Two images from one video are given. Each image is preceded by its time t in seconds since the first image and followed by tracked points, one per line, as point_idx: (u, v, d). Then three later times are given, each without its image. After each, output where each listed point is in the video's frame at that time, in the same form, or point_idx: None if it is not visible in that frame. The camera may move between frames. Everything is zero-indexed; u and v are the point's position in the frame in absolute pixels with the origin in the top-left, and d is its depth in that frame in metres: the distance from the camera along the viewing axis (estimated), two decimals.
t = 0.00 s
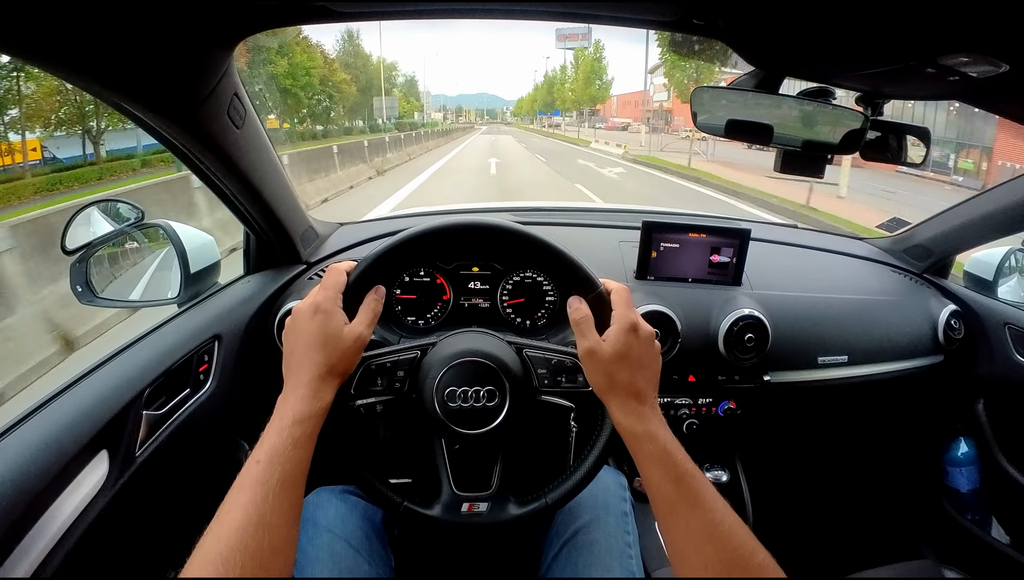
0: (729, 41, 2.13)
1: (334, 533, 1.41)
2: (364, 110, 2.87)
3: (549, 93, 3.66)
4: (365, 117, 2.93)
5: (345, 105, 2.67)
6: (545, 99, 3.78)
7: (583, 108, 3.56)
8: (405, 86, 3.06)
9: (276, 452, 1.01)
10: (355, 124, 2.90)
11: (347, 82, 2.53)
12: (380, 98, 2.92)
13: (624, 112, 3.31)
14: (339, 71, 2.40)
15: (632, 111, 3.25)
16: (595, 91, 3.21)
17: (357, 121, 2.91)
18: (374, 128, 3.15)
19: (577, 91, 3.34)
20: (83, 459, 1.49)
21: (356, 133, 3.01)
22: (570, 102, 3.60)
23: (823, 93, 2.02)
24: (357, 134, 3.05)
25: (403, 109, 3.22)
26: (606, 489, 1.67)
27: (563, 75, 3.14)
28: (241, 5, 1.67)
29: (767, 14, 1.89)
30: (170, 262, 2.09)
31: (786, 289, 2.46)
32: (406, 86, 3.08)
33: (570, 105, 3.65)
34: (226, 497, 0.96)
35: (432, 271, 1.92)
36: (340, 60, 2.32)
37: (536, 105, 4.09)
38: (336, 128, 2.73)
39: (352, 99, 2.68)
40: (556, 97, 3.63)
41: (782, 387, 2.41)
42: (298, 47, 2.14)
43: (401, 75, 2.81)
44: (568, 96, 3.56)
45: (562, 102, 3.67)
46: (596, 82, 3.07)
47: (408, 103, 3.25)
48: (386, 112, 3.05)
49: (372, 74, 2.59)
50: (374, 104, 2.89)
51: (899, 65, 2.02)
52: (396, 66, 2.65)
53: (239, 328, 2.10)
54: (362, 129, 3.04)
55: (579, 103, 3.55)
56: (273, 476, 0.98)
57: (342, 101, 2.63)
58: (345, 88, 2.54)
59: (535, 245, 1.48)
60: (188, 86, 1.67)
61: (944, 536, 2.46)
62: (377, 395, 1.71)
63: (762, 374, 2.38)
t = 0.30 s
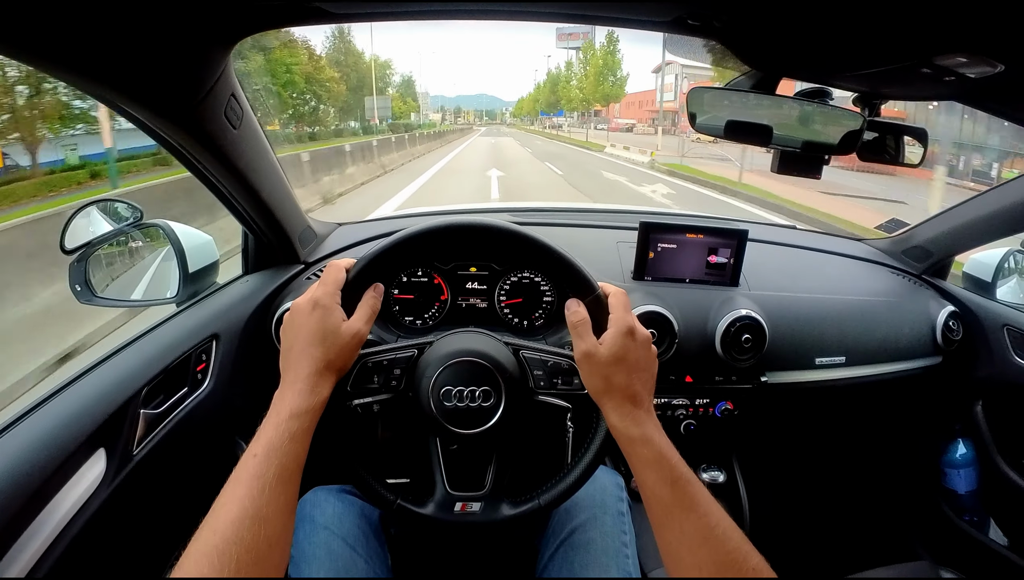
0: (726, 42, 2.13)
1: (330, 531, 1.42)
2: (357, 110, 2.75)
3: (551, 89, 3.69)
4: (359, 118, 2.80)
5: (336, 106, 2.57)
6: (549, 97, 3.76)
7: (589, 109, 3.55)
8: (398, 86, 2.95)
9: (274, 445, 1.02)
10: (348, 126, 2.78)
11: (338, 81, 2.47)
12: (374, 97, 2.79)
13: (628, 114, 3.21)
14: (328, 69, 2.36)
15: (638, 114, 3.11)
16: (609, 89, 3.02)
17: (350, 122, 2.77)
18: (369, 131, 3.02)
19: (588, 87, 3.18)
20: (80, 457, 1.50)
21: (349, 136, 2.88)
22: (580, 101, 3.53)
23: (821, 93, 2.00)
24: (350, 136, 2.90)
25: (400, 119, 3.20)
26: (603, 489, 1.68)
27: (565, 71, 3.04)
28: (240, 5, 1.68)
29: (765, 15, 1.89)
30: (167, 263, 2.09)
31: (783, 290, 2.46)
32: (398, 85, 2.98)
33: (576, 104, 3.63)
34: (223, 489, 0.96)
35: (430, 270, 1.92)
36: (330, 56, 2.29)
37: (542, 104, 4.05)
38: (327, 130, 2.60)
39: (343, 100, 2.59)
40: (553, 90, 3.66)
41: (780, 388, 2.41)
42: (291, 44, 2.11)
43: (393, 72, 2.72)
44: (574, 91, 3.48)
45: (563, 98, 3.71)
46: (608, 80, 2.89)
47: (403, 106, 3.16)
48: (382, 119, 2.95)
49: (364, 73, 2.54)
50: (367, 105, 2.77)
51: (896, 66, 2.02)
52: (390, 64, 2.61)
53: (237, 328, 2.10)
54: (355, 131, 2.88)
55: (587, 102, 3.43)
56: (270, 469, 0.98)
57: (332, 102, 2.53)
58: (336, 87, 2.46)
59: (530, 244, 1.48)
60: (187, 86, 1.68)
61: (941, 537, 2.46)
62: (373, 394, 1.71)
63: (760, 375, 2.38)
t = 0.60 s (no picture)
0: (725, 41, 2.13)
1: (331, 532, 1.42)
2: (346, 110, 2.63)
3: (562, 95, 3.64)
4: (351, 119, 2.69)
5: (324, 105, 2.46)
6: (549, 95, 3.75)
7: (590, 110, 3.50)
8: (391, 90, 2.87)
9: (274, 447, 1.02)
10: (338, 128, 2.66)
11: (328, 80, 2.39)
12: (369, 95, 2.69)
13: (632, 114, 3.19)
14: (316, 69, 2.28)
15: (643, 113, 3.09)
16: (635, 88, 2.83)
17: (341, 123, 2.67)
18: (360, 132, 2.91)
19: (602, 86, 2.98)
20: (83, 457, 1.50)
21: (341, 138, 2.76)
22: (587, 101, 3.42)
23: (820, 94, 2.02)
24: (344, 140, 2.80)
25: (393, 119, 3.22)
26: (603, 489, 1.68)
27: (574, 70, 2.97)
28: (240, 8, 1.68)
29: (764, 15, 1.89)
30: (169, 265, 2.10)
31: (784, 289, 2.46)
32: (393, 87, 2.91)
33: (578, 104, 3.55)
34: (225, 490, 0.96)
35: (431, 272, 1.92)
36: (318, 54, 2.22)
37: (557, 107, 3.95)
38: (315, 131, 2.48)
39: (332, 99, 2.49)
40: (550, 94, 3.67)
41: (781, 387, 2.41)
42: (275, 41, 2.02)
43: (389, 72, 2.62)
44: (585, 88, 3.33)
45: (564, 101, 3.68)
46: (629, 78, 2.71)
47: (394, 106, 3.10)
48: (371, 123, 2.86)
49: (357, 71, 2.44)
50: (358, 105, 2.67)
51: (895, 65, 2.02)
52: (384, 63, 2.51)
53: (238, 329, 2.11)
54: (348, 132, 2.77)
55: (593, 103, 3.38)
56: (270, 469, 0.99)
57: (323, 102, 2.45)
58: (322, 86, 2.36)
59: (530, 245, 1.48)
60: (187, 88, 1.68)
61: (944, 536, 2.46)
62: (375, 395, 1.71)
63: (761, 375, 2.38)
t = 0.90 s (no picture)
0: (730, 42, 2.12)
1: (337, 535, 1.42)
2: (332, 109, 2.57)
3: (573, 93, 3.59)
4: (339, 118, 2.66)
5: (312, 105, 2.41)
6: (548, 96, 3.75)
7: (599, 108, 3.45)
8: (381, 90, 2.83)
9: (279, 453, 1.02)
10: (325, 129, 2.60)
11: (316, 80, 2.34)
12: (359, 92, 2.64)
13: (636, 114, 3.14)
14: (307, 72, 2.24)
15: (650, 114, 3.03)
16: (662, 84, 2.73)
17: (328, 122, 2.61)
18: (350, 132, 2.87)
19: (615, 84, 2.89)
20: (89, 460, 1.50)
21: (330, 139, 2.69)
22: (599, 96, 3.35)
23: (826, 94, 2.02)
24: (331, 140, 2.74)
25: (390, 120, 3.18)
26: (609, 491, 1.68)
27: (585, 66, 2.85)
28: (244, 8, 1.68)
29: (770, 16, 1.89)
30: (175, 267, 2.12)
31: (788, 290, 2.46)
32: (386, 85, 2.87)
33: (586, 102, 3.59)
34: (231, 497, 0.96)
35: (436, 274, 1.92)
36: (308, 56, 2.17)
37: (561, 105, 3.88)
38: (304, 132, 2.42)
39: (318, 99, 2.43)
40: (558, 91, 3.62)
41: (786, 388, 2.41)
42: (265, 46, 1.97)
43: (381, 70, 2.58)
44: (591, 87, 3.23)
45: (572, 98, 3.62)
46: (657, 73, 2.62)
47: (387, 106, 3.03)
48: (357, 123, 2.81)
49: (346, 70, 2.40)
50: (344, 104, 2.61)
51: (901, 65, 2.02)
52: (376, 61, 2.47)
53: (243, 332, 2.11)
54: (336, 132, 2.71)
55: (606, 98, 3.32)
56: (276, 476, 0.98)
57: (311, 103, 2.40)
58: (308, 84, 2.31)
59: (536, 246, 1.48)
60: (190, 90, 1.67)
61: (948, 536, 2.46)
62: (380, 397, 1.71)
63: (766, 376, 2.38)
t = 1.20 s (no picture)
0: (732, 43, 2.12)
1: (337, 535, 1.41)
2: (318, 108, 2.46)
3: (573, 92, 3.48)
4: (333, 119, 2.62)
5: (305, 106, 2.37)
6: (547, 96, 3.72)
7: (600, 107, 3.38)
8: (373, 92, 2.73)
9: (280, 453, 1.01)
10: (311, 130, 2.48)
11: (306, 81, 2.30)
12: (349, 91, 2.55)
13: (646, 115, 3.03)
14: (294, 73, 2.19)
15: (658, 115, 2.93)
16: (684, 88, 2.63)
17: (315, 123, 2.50)
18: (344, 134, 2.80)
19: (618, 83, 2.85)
20: (89, 459, 1.50)
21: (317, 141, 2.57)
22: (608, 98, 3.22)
23: (827, 96, 2.02)
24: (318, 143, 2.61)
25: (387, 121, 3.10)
26: (610, 491, 1.67)
27: (591, 63, 2.75)
28: (245, 7, 1.67)
29: (772, 16, 1.88)
30: (175, 267, 2.12)
31: (789, 291, 2.46)
32: (380, 87, 2.76)
33: (597, 101, 3.34)
34: (231, 497, 0.96)
35: (436, 274, 1.92)
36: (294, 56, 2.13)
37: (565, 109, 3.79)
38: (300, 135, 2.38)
39: (305, 98, 2.34)
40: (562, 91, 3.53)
41: (787, 390, 2.40)
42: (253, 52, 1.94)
43: (374, 69, 2.49)
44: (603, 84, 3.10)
45: (574, 98, 3.52)
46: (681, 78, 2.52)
47: (379, 106, 2.93)
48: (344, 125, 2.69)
49: (336, 66, 2.33)
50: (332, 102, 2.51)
51: (903, 66, 2.01)
52: (367, 58, 2.39)
53: (243, 332, 2.10)
54: (322, 133, 2.59)
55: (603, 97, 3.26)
56: (277, 476, 0.98)
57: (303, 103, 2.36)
58: (296, 83, 2.24)
59: (537, 246, 1.47)
60: (191, 88, 1.67)
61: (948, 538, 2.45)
62: (381, 397, 1.71)
63: (766, 377, 2.38)
